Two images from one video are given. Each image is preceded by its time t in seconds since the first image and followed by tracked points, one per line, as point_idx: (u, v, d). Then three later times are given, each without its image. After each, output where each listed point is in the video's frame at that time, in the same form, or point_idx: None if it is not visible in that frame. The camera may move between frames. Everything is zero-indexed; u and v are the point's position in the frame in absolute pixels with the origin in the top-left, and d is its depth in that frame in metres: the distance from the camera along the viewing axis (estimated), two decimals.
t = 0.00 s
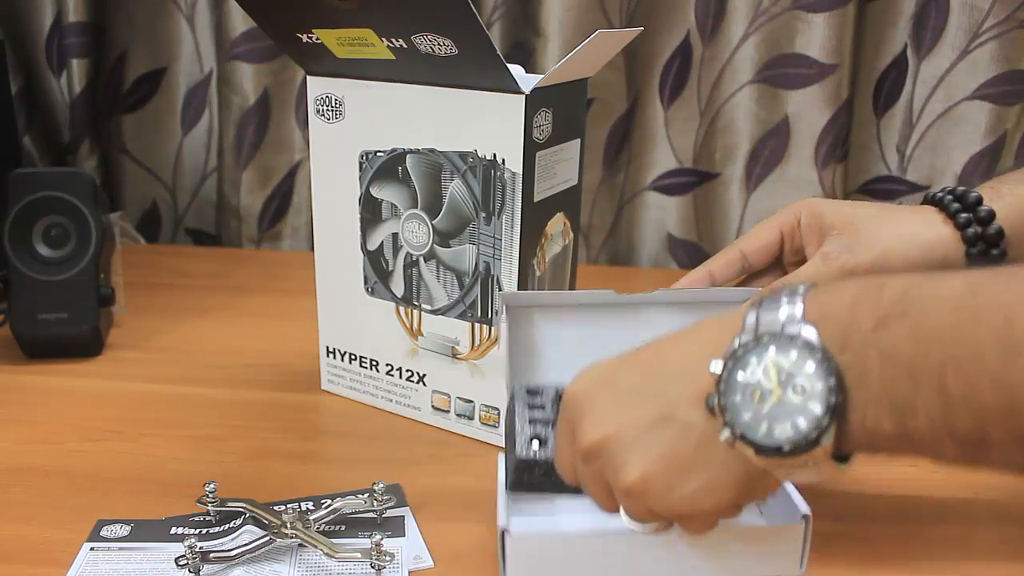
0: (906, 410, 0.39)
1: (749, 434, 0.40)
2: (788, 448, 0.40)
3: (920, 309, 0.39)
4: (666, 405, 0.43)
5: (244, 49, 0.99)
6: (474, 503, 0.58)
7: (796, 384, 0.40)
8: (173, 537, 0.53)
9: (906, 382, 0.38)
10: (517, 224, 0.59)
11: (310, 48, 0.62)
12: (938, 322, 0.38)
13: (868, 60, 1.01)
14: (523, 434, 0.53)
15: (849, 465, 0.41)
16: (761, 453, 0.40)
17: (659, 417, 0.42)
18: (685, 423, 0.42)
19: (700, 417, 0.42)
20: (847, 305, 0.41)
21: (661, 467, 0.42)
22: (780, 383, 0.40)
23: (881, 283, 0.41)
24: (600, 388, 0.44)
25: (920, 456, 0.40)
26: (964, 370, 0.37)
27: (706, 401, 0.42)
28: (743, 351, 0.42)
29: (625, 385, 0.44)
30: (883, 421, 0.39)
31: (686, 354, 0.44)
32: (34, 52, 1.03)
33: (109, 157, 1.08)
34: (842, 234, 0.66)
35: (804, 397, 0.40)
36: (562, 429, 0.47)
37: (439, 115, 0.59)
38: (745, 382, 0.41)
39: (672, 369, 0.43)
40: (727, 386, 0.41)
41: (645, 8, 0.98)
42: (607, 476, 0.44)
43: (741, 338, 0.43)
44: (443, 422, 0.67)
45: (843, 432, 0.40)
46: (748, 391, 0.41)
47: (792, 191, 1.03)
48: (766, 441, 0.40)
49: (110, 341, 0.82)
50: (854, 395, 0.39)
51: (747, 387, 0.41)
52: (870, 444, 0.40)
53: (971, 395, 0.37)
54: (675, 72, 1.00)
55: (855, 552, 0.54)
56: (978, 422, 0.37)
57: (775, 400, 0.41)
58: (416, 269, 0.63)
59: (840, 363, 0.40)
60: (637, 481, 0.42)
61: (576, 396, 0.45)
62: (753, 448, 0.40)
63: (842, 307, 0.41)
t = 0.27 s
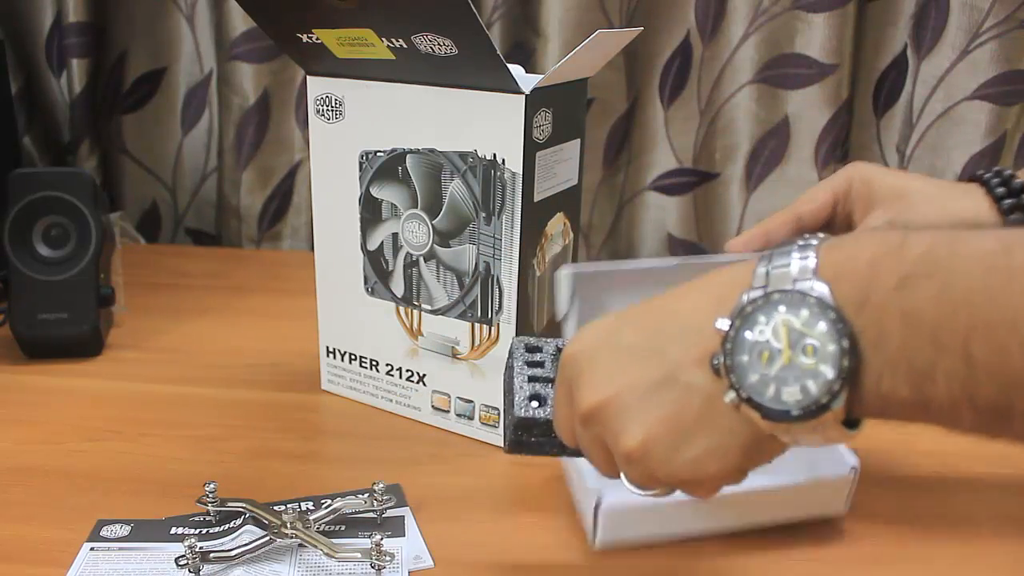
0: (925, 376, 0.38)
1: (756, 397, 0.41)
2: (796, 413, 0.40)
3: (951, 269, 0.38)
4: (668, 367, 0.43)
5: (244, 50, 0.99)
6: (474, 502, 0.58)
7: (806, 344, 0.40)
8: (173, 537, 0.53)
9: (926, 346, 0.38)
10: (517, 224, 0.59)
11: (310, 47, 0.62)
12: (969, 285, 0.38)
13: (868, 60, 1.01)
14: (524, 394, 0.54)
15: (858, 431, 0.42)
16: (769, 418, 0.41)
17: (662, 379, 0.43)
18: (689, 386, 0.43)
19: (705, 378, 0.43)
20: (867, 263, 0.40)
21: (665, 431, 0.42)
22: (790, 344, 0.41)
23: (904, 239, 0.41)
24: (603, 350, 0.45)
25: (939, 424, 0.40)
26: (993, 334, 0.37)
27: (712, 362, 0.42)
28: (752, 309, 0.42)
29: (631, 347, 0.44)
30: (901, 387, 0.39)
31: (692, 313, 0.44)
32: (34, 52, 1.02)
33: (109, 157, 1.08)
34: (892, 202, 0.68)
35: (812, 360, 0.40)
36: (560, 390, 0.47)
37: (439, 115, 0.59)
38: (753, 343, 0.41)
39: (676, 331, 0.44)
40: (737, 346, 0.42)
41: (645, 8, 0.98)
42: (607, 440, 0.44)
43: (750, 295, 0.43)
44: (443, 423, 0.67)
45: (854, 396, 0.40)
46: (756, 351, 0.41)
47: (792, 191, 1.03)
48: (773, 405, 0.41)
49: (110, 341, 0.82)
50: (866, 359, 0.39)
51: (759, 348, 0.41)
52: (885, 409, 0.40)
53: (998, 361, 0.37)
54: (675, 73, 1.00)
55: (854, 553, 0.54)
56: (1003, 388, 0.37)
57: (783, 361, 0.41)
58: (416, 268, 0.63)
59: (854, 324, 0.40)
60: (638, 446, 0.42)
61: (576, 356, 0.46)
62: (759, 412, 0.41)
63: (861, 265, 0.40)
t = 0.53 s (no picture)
0: (926, 408, 0.36)
1: (753, 433, 0.39)
2: (793, 447, 0.38)
3: (945, 297, 0.36)
4: (667, 404, 0.42)
5: (244, 50, 0.99)
6: (474, 502, 0.58)
7: (801, 377, 0.38)
8: (173, 537, 0.53)
9: (926, 377, 0.36)
10: (517, 224, 0.59)
11: (310, 47, 0.62)
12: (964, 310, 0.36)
13: (868, 60, 1.01)
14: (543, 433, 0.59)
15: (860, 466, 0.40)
16: (765, 452, 0.39)
17: (661, 416, 0.42)
18: (688, 420, 0.41)
19: (702, 413, 0.41)
20: (866, 294, 0.38)
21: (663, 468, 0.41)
22: (787, 378, 0.39)
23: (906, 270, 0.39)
24: (602, 387, 0.44)
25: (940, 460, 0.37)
26: (988, 361, 0.34)
27: (711, 397, 0.41)
28: (747, 342, 0.40)
29: (629, 383, 0.43)
30: (901, 418, 0.37)
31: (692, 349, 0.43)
32: (34, 52, 1.02)
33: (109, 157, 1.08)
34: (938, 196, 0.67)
35: (809, 393, 0.38)
36: (564, 428, 0.47)
37: (439, 115, 0.59)
38: (749, 377, 0.40)
39: (674, 365, 0.43)
40: (731, 380, 0.40)
41: (645, 9, 0.98)
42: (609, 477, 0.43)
43: (745, 328, 0.41)
44: (444, 423, 0.67)
45: (854, 429, 0.38)
46: (751, 385, 0.40)
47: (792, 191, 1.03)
48: (771, 440, 0.39)
49: (110, 341, 0.82)
50: (863, 392, 0.37)
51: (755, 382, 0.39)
52: (886, 444, 0.38)
53: (996, 391, 0.34)
54: (675, 73, 1.00)
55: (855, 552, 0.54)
56: (1002, 419, 0.34)
57: (780, 396, 0.39)
58: (416, 268, 0.63)
59: (851, 357, 0.38)
60: (638, 483, 0.41)
61: (577, 394, 0.45)
62: (758, 447, 0.39)
63: (858, 296, 0.39)
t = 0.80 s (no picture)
0: (918, 461, 0.34)
1: (756, 489, 0.38)
2: (795, 502, 0.38)
3: (928, 350, 0.35)
4: (676, 460, 0.41)
5: (244, 49, 0.99)
6: (474, 502, 0.58)
7: (800, 435, 0.38)
8: (173, 537, 0.53)
9: (911, 431, 0.34)
10: (517, 224, 0.59)
11: (310, 48, 0.62)
12: (947, 363, 0.34)
13: (868, 60, 1.01)
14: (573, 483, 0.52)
15: (866, 517, 0.39)
16: (769, 508, 0.38)
17: (671, 475, 0.41)
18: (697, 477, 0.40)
19: (708, 470, 0.40)
20: (857, 351, 0.38)
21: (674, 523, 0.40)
22: (788, 436, 0.39)
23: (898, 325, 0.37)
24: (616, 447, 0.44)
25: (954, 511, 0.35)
26: (973, 414, 0.33)
27: (714, 455, 0.40)
28: (748, 405, 0.40)
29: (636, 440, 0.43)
30: (890, 467, 0.35)
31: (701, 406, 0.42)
32: (34, 52, 1.02)
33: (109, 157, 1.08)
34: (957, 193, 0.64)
35: (809, 449, 0.38)
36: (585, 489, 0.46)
37: (438, 114, 0.59)
38: (751, 436, 0.40)
39: (683, 423, 0.42)
40: (732, 440, 0.40)
41: (645, 9, 0.98)
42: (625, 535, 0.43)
43: (747, 392, 0.41)
44: (444, 423, 0.67)
45: (853, 481, 0.37)
46: (753, 445, 0.39)
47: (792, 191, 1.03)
48: (773, 495, 0.38)
49: (110, 341, 0.82)
50: (860, 449, 0.36)
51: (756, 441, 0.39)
52: (886, 494, 0.36)
53: (983, 443, 0.32)
54: (675, 72, 1.00)
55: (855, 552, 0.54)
56: (994, 470, 0.32)
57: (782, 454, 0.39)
58: (416, 269, 0.63)
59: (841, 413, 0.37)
60: (653, 540, 0.40)
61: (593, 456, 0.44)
62: (762, 503, 0.38)
63: (850, 354, 0.38)
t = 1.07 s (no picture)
0: (971, 427, 0.33)
1: (798, 452, 0.36)
2: (840, 467, 0.36)
3: (991, 316, 0.33)
4: (712, 426, 0.38)
5: (244, 50, 0.99)
6: (475, 502, 0.58)
7: (846, 397, 0.36)
8: (173, 536, 0.53)
9: (971, 398, 0.33)
10: (517, 224, 0.59)
11: (310, 47, 0.62)
12: (1009, 334, 0.32)
13: (869, 58, 1.00)
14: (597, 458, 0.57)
15: (908, 482, 0.37)
16: (813, 471, 0.36)
17: (706, 439, 0.38)
18: (737, 439, 0.38)
19: (747, 433, 0.38)
20: (909, 315, 0.35)
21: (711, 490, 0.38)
22: (832, 397, 0.36)
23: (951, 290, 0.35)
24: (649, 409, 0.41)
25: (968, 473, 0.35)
26: None
27: (754, 416, 0.38)
28: (792, 364, 0.37)
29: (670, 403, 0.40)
30: (949, 435, 0.34)
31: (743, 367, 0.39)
32: (34, 52, 1.02)
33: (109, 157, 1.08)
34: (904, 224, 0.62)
35: (856, 413, 0.35)
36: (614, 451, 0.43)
37: (438, 114, 0.59)
38: (793, 398, 0.37)
39: (720, 383, 0.39)
40: (773, 401, 0.37)
41: (645, 9, 0.98)
42: (657, 499, 0.40)
43: (789, 351, 0.38)
44: (444, 423, 0.67)
45: (899, 446, 0.35)
46: (797, 407, 0.37)
47: (792, 191, 1.03)
48: (817, 459, 0.36)
49: (110, 341, 0.82)
50: (911, 412, 0.34)
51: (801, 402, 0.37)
52: (932, 461, 0.35)
53: None
54: (675, 73, 1.00)
55: (856, 552, 0.53)
56: None
57: (825, 416, 0.37)
58: (416, 268, 0.63)
59: (898, 381, 0.35)
60: (687, 504, 0.38)
61: (626, 418, 0.42)
62: (805, 466, 0.36)
63: (903, 317, 0.35)
